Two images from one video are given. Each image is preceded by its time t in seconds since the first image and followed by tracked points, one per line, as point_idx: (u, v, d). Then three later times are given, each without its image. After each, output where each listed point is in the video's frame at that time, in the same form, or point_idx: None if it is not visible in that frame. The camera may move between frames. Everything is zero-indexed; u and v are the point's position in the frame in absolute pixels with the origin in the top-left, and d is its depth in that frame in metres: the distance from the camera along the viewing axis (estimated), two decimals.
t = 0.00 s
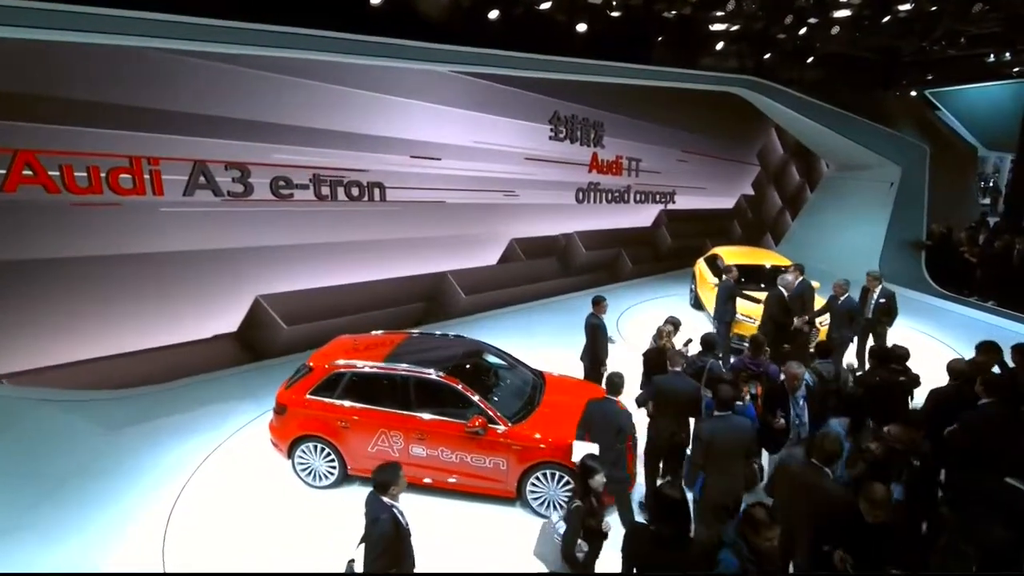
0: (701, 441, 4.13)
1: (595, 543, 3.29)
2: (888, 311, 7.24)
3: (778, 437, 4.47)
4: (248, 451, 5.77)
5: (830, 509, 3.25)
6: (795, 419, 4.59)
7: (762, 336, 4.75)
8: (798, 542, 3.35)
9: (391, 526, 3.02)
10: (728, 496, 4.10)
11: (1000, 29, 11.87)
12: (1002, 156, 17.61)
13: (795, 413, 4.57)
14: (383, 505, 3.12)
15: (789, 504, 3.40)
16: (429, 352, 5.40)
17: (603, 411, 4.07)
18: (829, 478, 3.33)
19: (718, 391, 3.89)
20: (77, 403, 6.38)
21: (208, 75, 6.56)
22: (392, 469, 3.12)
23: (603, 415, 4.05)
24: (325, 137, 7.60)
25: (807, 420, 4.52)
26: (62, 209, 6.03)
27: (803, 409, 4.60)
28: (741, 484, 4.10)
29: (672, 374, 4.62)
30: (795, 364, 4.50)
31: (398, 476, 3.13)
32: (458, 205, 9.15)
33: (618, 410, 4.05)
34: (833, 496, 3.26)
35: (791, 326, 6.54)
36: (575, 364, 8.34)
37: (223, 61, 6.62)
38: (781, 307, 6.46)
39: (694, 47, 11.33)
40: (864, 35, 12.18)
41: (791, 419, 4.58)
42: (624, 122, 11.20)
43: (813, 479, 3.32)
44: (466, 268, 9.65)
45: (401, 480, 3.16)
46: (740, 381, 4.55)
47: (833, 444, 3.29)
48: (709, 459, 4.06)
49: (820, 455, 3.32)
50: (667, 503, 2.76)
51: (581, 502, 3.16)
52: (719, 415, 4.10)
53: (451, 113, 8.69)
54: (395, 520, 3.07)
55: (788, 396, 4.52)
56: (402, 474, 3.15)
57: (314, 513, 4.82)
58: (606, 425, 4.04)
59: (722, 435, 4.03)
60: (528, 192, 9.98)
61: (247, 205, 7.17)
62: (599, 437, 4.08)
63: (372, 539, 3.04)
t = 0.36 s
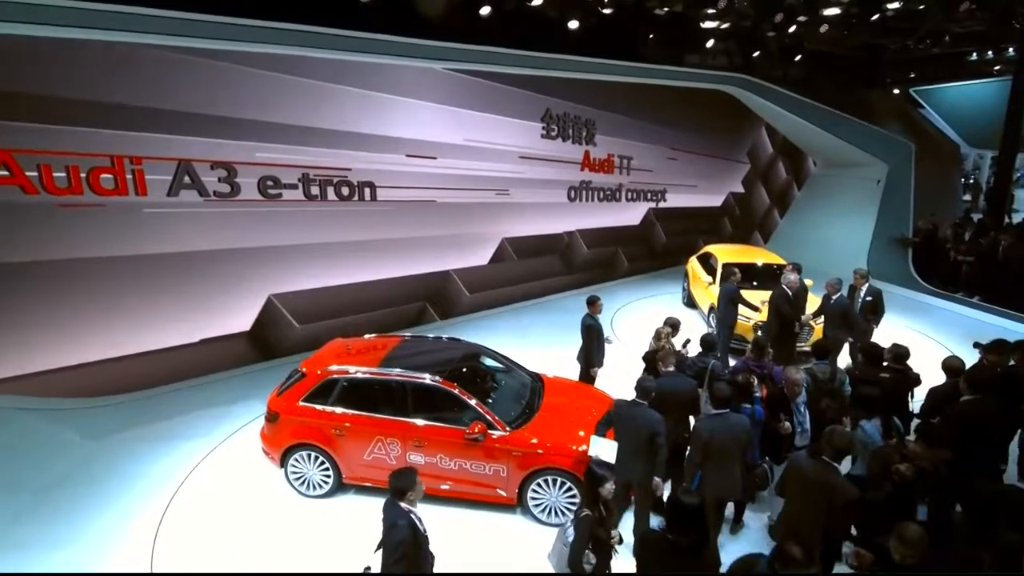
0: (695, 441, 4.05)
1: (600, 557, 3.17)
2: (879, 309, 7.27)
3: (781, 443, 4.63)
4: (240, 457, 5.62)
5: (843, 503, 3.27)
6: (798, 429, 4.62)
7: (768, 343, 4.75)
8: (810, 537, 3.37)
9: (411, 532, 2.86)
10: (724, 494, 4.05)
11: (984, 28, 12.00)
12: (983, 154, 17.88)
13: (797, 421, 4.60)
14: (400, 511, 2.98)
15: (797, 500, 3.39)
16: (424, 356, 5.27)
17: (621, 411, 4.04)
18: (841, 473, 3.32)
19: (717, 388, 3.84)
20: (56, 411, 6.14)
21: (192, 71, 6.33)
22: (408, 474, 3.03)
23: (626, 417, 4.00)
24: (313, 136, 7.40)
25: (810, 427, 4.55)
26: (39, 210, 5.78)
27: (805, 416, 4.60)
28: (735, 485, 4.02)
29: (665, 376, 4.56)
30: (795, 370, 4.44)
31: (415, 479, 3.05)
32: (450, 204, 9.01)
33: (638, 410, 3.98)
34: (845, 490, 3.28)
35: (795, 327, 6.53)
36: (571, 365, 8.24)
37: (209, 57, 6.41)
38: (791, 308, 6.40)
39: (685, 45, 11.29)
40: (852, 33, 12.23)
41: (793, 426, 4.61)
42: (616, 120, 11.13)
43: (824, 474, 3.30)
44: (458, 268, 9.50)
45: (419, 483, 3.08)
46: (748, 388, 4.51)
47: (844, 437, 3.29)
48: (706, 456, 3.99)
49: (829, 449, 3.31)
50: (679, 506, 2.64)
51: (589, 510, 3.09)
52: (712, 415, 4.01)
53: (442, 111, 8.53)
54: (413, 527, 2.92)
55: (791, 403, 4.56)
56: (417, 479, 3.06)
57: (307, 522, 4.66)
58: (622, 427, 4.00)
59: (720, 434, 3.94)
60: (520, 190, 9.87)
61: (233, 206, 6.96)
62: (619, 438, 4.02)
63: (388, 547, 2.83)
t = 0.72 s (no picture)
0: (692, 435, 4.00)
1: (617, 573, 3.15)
2: (867, 308, 7.31)
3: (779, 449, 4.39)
4: (227, 465, 5.45)
5: (842, 491, 3.27)
6: (799, 434, 4.42)
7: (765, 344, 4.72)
8: (813, 529, 3.37)
9: (424, 530, 2.84)
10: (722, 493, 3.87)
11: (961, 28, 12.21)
12: (958, 151, 18.26)
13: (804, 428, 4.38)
14: (414, 508, 2.95)
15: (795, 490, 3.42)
16: (415, 360, 5.14)
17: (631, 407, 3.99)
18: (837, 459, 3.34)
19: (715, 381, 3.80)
20: (32, 423, 5.88)
21: (170, 67, 6.09)
22: (420, 472, 2.96)
23: (637, 415, 3.93)
24: (297, 134, 7.18)
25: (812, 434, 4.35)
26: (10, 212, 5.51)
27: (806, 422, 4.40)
28: (729, 482, 3.84)
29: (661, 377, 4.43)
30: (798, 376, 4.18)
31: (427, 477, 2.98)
32: (438, 204, 8.86)
33: (651, 407, 3.92)
34: (843, 476, 3.26)
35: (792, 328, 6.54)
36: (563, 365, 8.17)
37: (189, 52, 6.19)
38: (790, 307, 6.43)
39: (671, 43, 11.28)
40: (835, 33, 12.34)
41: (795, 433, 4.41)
42: (603, 118, 11.07)
43: (819, 462, 3.32)
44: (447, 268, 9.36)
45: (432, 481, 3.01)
46: (741, 384, 4.52)
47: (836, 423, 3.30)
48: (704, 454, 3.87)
49: (824, 438, 3.34)
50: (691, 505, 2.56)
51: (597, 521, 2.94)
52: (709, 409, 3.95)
53: (430, 109, 8.38)
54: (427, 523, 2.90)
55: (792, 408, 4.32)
56: (431, 475, 3.00)
57: (300, 534, 4.51)
58: (633, 424, 3.93)
59: (716, 429, 3.85)
60: (509, 189, 9.76)
61: (216, 207, 6.73)
62: (632, 439, 3.94)
63: (402, 543, 2.84)
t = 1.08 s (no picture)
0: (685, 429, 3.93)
1: None
2: (853, 305, 7.38)
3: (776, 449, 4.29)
4: (212, 473, 5.26)
5: (842, 478, 3.29)
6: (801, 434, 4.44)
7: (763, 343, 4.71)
8: (813, 513, 3.40)
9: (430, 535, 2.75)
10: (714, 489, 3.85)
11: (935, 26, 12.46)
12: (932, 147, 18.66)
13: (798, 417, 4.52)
14: (420, 511, 2.86)
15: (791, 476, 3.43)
16: (407, 362, 5.03)
17: (637, 400, 4.02)
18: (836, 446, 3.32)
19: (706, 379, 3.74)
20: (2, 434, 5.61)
21: (145, 62, 5.86)
22: (430, 475, 2.87)
23: (637, 409, 3.98)
24: (278, 131, 6.96)
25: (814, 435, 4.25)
26: None
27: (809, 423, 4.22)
28: (729, 478, 3.85)
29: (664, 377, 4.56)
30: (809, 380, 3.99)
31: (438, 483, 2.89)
32: (424, 202, 8.70)
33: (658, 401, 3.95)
34: (843, 464, 3.27)
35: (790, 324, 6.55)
36: (554, 364, 8.12)
37: (165, 45, 5.95)
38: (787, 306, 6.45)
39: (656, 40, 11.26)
40: (814, 30, 12.48)
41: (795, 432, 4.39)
42: (589, 115, 11.01)
43: (821, 450, 3.32)
44: (434, 268, 9.20)
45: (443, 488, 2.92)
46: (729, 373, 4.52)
47: (838, 412, 3.27)
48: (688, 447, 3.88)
49: (824, 426, 3.32)
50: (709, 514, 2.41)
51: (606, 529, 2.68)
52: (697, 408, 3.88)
53: (415, 105, 8.21)
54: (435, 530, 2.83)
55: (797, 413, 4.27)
56: (440, 481, 2.90)
57: (289, 545, 4.37)
58: (638, 416, 3.96)
59: (705, 427, 3.81)
60: (496, 187, 9.64)
61: (195, 207, 6.50)
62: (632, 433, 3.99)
63: (408, 545, 2.77)
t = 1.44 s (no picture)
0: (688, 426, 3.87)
1: None
2: (832, 298, 7.49)
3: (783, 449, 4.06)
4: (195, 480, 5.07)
5: (860, 469, 3.29)
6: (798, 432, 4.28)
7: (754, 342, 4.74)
8: (824, 505, 3.42)
9: (412, 550, 2.71)
10: (715, 483, 3.88)
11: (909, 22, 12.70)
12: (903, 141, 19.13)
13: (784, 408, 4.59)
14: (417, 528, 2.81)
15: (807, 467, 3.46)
16: (396, 362, 4.92)
17: (642, 395, 3.99)
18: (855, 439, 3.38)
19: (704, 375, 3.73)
20: None
21: (115, 53, 5.58)
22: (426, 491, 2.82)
23: (645, 407, 3.94)
24: (256, 126, 6.72)
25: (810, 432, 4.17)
26: None
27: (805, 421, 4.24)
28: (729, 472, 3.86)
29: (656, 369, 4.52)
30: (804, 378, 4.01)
31: (435, 506, 2.85)
32: (408, 198, 8.53)
33: (663, 397, 3.93)
34: (861, 454, 3.28)
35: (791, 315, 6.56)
36: (542, 361, 8.07)
37: (135, 35, 5.68)
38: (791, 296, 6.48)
39: (638, 34, 11.23)
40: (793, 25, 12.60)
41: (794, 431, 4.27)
42: (572, 109, 10.94)
43: (838, 440, 3.35)
44: (418, 265, 9.04)
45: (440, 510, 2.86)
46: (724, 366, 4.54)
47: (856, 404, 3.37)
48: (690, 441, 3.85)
49: (842, 417, 3.38)
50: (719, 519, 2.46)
51: (611, 536, 2.60)
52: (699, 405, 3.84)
53: (397, 99, 8.03)
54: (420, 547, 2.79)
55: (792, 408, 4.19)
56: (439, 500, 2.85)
57: (279, 554, 4.23)
58: (644, 411, 3.94)
59: (708, 422, 3.77)
60: (480, 182, 9.53)
61: (171, 204, 6.24)
62: (639, 429, 3.98)
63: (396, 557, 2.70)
